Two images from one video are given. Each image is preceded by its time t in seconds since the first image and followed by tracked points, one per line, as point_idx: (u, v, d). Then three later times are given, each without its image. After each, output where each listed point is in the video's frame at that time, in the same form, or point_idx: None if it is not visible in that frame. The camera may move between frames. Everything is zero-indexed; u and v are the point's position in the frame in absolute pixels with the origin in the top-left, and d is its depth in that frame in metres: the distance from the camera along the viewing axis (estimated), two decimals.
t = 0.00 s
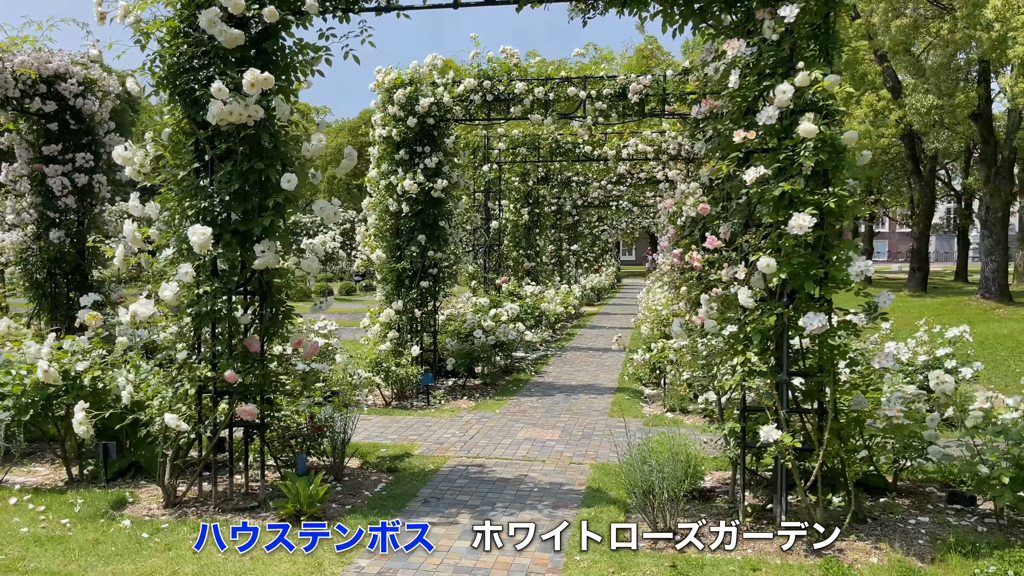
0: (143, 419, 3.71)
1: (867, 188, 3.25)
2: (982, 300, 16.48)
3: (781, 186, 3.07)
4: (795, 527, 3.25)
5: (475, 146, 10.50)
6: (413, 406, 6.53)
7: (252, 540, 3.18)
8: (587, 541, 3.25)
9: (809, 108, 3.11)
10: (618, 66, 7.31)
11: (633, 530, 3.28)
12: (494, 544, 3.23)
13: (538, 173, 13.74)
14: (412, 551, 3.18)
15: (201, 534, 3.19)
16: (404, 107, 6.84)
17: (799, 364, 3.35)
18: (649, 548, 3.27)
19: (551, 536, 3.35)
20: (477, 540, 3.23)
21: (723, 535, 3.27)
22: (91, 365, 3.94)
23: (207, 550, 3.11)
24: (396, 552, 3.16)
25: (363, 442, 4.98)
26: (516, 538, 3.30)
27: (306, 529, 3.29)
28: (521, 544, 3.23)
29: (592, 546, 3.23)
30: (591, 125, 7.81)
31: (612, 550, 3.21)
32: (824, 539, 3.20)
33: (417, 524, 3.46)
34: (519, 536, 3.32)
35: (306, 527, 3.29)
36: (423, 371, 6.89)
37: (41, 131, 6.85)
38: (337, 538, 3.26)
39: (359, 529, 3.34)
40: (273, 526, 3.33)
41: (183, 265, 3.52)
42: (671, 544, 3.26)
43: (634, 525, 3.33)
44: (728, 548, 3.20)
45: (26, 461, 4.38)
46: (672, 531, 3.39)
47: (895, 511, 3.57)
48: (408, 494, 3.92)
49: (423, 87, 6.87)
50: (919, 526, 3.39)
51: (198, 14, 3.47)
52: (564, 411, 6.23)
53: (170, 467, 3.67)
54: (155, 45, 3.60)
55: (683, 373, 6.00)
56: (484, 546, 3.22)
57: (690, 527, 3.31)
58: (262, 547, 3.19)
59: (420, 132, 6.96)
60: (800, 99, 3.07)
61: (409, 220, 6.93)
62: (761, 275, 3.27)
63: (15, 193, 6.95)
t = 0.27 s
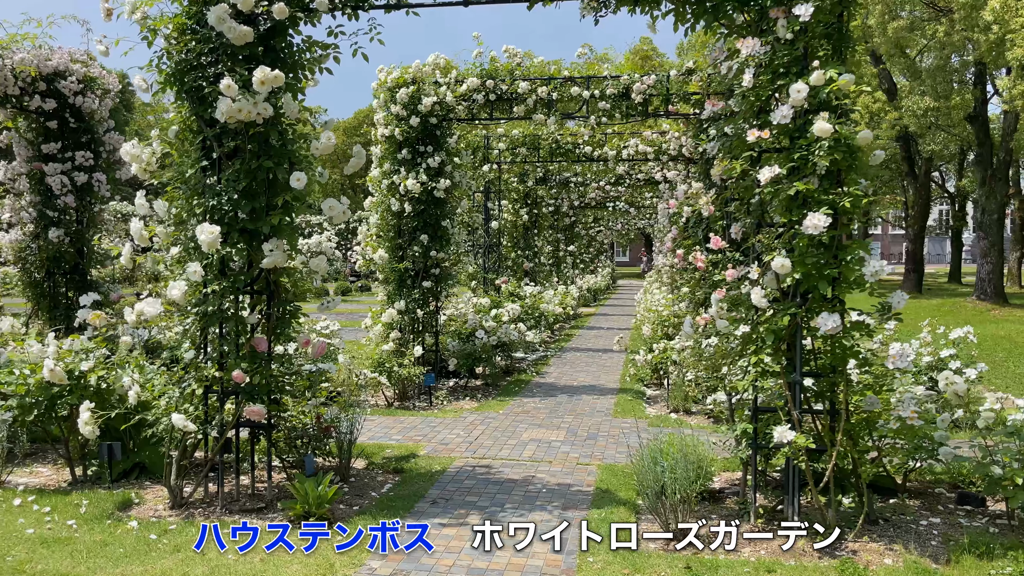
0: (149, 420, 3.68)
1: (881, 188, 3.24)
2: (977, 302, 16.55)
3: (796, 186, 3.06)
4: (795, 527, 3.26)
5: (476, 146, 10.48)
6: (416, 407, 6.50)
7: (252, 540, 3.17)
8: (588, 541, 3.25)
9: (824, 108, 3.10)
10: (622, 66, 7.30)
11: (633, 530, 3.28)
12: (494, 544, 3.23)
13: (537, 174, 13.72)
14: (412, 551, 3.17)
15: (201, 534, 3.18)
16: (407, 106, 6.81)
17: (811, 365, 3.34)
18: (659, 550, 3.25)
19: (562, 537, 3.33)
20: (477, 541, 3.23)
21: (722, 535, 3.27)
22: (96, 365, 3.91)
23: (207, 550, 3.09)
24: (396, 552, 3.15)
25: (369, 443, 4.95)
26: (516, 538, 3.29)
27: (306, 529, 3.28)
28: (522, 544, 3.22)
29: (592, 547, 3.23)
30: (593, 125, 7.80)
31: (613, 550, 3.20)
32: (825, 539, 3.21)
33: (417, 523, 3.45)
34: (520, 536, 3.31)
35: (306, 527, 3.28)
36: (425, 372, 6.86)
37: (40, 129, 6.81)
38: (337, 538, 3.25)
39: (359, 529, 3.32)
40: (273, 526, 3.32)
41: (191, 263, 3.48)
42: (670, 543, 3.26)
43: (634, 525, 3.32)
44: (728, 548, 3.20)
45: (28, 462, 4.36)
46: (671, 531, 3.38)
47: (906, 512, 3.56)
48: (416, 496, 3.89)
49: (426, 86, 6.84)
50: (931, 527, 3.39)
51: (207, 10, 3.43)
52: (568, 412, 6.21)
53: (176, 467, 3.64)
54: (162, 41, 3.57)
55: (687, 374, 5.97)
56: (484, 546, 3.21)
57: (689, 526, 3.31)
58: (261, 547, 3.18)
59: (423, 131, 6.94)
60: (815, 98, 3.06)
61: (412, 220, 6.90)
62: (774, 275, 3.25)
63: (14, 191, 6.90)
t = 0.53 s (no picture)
0: (157, 422, 3.64)
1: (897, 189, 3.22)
2: (976, 304, 16.61)
3: (813, 187, 3.04)
4: (796, 527, 3.30)
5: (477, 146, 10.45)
6: (419, 408, 6.46)
7: (252, 539, 3.17)
8: (588, 541, 3.26)
9: (841, 109, 3.08)
10: (626, 66, 7.28)
11: (634, 530, 3.28)
12: (494, 544, 3.23)
13: (537, 175, 13.70)
14: (412, 552, 3.18)
15: (201, 533, 3.18)
16: (410, 106, 6.77)
17: (827, 367, 3.32)
18: (672, 552, 3.21)
19: (575, 541, 3.30)
20: (477, 540, 3.24)
21: (722, 535, 3.27)
22: (101, 367, 3.87)
23: (207, 549, 3.10)
24: (396, 553, 3.15)
25: (374, 446, 4.91)
26: (516, 538, 3.30)
27: (306, 529, 3.28)
28: (521, 544, 3.23)
29: (593, 547, 3.23)
30: (597, 126, 7.77)
31: (613, 550, 3.21)
32: (824, 539, 3.26)
33: (418, 523, 3.44)
34: (520, 536, 3.32)
35: (306, 527, 3.28)
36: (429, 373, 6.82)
37: (40, 127, 6.74)
38: (337, 538, 3.27)
39: (359, 529, 3.32)
40: (273, 526, 3.32)
41: (201, 264, 3.44)
42: (671, 543, 3.26)
43: (635, 525, 3.32)
44: (727, 548, 3.21)
45: (30, 464, 4.31)
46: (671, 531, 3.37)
47: (920, 515, 3.55)
48: (426, 499, 3.86)
49: (430, 86, 6.80)
50: (946, 531, 3.37)
51: (216, 8, 3.39)
52: (573, 413, 6.18)
53: (183, 470, 3.60)
54: (170, 39, 3.53)
55: (693, 376, 5.94)
56: (483, 546, 3.22)
57: (690, 526, 3.29)
58: (261, 547, 3.18)
59: (427, 131, 6.91)
60: (832, 98, 3.04)
61: (415, 221, 6.87)
62: (789, 276, 3.23)
63: (13, 191, 6.85)
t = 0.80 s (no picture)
0: (166, 428, 3.61)
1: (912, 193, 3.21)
2: (974, 305, 16.67)
3: (829, 191, 3.02)
4: (795, 527, 3.33)
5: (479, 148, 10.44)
6: (424, 412, 6.44)
7: (252, 539, 3.21)
8: (588, 541, 3.32)
9: (857, 112, 3.06)
10: (631, 68, 7.27)
11: (634, 530, 3.33)
12: (494, 544, 3.29)
13: (538, 176, 13.69)
14: (412, 552, 3.22)
15: (201, 534, 3.22)
16: (415, 108, 6.75)
17: (842, 372, 3.31)
18: (688, 559, 3.18)
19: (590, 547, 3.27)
20: (477, 541, 3.29)
21: (722, 535, 3.26)
22: (109, 372, 3.83)
23: (208, 550, 3.14)
24: (396, 553, 3.20)
25: (382, 450, 4.89)
26: (516, 538, 3.34)
27: (306, 529, 3.31)
28: (521, 544, 3.28)
29: (592, 546, 3.28)
30: (602, 128, 7.76)
31: (613, 550, 3.26)
32: (824, 539, 3.30)
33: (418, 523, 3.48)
34: (519, 536, 3.36)
35: (306, 527, 3.31)
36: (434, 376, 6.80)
37: (42, 129, 6.71)
38: (337, 538, 3.31)
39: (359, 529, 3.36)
40: (273, 526, 3.36)
41: (212, 268, 3.42)
42: (670, 544, 3.29)
43: (634, 526, 3.37)
44: (727, 548, 3.22)
45: (36, 469, 4.27)
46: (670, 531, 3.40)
47: (935, 520, 3.54)
48: (437, 504, 3.83)
49: (435, 88, 6.78)
50: (961, 536, 3.37)
51: (227, 10, 3.37)
52: (579, 417, 6.17)
53: (193, 476, 3.57)
54: (180, 42, 3.50)
55: (700, 380, 5.92)
56: (483, 546, 3.28)
57: (689, 527, 3.32)
58: (261, 548, 3.22)
59: (431, 134, 6.89)
60: (848, 102, 3.03)
61: (420, 224, 6.85)
62: (805, 281, 3.21)
63: (15, 193, 6.81)
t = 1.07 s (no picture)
0: (179, 433, 3.59)
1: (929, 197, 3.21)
2: (975, 306, 16.72)
3: (846, 195, 3.02)
4: (795, 528, 3.37)
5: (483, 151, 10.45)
6: (432, 415, 6.43)
7: (252, 539, 3.26)
8: (587, 540, 3.36)
9: (875, 116, 3.06)
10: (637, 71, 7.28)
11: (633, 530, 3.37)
12: (494, 544, 3.33)
13: (540, 179, 13.71)
14: (411, 552, 3.25)
15: (201, 533, 3.27)
16: (422, 111, 6.75)
17: (859, 376, 3.30)
18: (705, 563, 3.18)
19: (606, 553, 3.27)
20: (477, 541, 3.33)
21: (721, 535, 3.23)
22: (122, 377, 3.82)
23: (208, 549, 3.19)
24: (395, 553, 3.23)
25: (392, 454, 4.88)
26: (515, 539, 3.38)
27: (306, 529, 3.35)
28: (522, 544, 3.32)
29: (592, 546, 3.34)
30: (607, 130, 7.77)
31: (612, 550, 3.32)
32: (824, 538, 3.36)
33: (419, 523, 3.51)
34: (519, 536, 3.40)
35: (307, 527, 3.35)
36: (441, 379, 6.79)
37: (48, 132, 6.69)
38: (337, 538, 3.34)
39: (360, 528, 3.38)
40: (274, 525, 3.40)
41: (227, 273, 3.40)
42: (671, 543, 3.34)
43: (634, 526, 3.42)
44: (727, 548, 3.23)
45: (46, 474, 4.26)
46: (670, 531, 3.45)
47: (951, 524, 3.54)
48: (450, 509, 3.82)
49: (441, 91, 6.78)
50: (978, 540, 3.36)
51: (242, 15, 3.36)
52: (588, 420, 6.16)
53: (206, 481, 3.56)
54: (194, 46, 3.49)
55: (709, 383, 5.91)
56: (483, 546, 3.32)
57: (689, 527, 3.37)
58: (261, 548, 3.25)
59: (438, 137, 6.89)
60: (865, 107, 3.03)
61: (427, 227, 6.85)
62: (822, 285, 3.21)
63: (21, 197, 6.80)
